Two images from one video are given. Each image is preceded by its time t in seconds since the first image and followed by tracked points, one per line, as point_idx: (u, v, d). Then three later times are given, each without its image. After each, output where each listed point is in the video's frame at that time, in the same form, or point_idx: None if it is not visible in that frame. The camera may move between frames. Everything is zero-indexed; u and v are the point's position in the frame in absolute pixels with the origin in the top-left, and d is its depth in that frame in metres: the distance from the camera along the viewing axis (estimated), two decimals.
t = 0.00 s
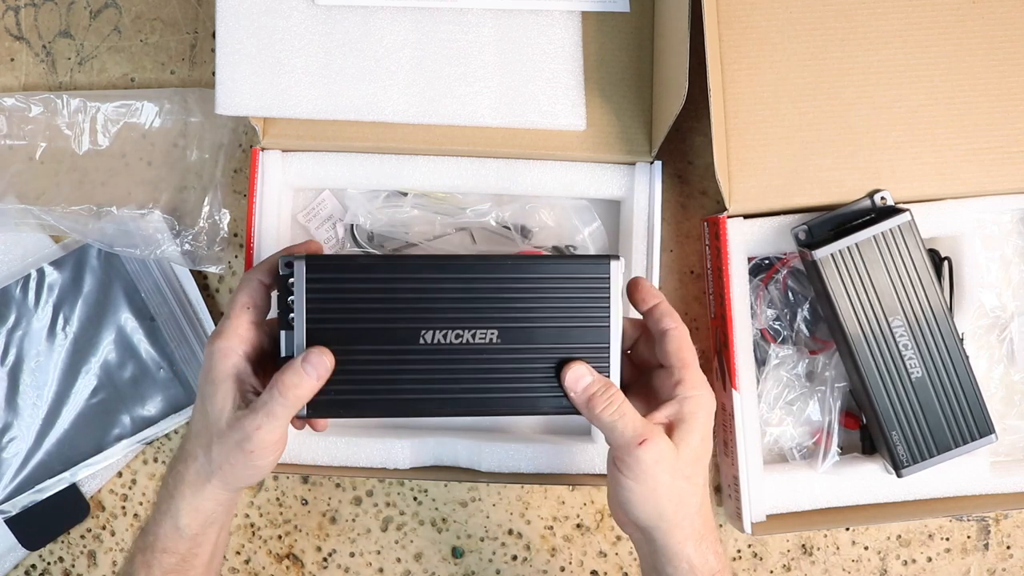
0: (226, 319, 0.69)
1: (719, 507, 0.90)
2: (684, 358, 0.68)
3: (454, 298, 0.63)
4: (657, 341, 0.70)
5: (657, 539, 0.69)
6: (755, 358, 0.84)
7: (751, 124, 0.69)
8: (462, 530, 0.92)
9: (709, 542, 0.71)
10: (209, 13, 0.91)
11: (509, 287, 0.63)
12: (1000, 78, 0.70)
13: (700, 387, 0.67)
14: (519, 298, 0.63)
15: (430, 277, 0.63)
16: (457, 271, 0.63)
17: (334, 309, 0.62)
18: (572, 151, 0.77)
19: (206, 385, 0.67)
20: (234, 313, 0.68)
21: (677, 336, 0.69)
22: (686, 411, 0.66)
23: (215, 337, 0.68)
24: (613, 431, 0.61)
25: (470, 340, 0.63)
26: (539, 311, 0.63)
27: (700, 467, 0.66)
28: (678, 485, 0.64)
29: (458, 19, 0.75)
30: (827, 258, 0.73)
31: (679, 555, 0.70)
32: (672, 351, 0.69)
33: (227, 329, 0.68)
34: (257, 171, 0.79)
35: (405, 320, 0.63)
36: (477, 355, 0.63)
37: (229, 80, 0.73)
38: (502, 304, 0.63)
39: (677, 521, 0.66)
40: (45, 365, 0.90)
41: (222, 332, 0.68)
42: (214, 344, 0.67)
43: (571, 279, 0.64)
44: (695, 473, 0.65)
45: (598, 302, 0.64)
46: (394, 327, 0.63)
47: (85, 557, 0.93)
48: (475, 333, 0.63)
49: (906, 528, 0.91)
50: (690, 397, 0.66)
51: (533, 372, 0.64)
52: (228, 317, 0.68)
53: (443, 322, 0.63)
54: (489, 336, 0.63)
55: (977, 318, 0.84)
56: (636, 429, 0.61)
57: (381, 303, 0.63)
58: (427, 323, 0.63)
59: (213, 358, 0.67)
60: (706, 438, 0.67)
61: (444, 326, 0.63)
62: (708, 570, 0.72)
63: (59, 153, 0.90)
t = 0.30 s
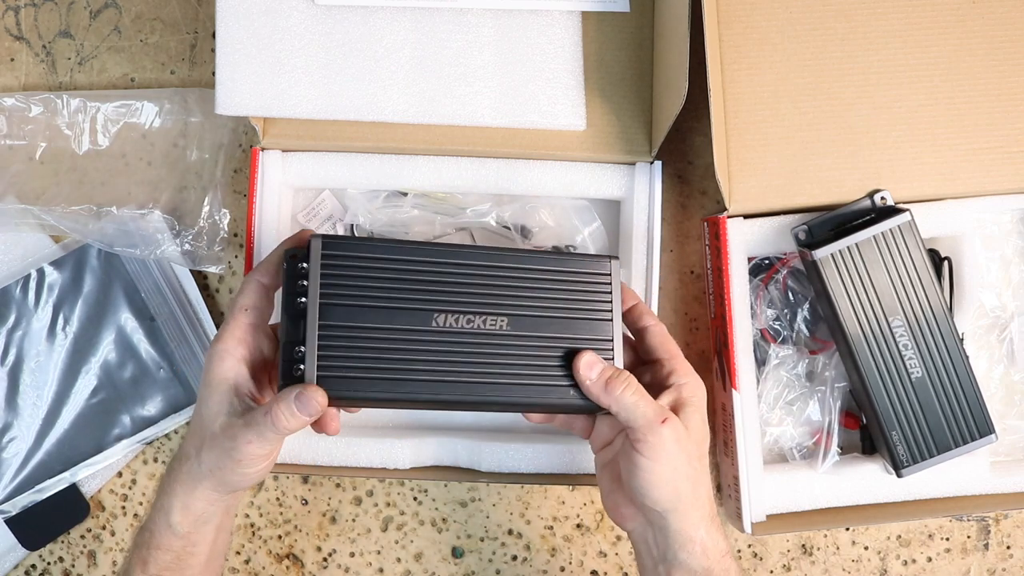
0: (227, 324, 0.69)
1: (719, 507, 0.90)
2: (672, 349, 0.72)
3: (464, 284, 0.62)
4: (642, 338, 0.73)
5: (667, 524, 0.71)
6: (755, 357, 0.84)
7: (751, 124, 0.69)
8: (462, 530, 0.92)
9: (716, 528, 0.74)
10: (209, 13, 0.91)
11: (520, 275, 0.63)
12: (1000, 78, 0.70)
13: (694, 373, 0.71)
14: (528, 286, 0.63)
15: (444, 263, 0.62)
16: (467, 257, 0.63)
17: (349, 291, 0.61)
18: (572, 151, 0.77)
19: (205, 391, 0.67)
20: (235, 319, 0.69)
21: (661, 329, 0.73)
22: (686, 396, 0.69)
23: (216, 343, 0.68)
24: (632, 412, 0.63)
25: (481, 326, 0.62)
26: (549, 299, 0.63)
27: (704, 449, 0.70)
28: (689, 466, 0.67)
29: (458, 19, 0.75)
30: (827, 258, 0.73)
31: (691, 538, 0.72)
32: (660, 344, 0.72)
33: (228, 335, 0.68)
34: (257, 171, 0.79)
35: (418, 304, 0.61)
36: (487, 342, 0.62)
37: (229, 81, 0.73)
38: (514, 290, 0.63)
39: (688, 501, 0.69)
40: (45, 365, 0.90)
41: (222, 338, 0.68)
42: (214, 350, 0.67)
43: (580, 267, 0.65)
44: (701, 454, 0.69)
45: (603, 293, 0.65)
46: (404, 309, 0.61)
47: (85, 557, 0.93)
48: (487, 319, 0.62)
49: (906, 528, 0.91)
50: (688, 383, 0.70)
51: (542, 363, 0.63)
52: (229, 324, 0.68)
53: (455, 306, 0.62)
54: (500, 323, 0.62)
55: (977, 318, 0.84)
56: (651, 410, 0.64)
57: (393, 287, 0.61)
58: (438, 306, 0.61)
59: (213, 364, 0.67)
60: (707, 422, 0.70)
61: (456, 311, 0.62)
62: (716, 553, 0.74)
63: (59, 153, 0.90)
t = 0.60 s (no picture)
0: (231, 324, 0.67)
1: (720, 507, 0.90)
2: (694, 361, 0.69)
3: (461, 295, 0.62)
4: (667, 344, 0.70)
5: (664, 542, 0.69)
6: (755, 357, 0.84)
7: (751, 124, 0.69)
8: (462, 530, 0.92)
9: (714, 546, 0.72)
10: (209, 13, 0.91)
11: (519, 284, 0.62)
12: (1000, 78, 0.70)
13: (710, 390, 0.68)
14: (527, 296, 0.62)
15: (441, 271, 0.62)
16: (466, 267, 0.62)
17: (343, 301, 0.63)
18: (572, 151, 0.77)
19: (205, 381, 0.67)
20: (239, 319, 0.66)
21: (685, 337, 0.70)
22: (696, 415, 0.67)
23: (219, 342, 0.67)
24: (630, 434, 0.61)
25: (476, 336, 0.62)
26: (547, 308, 0.62)
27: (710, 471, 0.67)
28: (690, 488, 0.65)
29: (458, 19, 0.75)
30: (827, 258, 0.73)
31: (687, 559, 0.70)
32: (682, 352, 0.69)
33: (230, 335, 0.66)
34: (257, 171, 0.79)
35: (412, 314, 0.62)
36: (481, 351, 0.63)
37: (229, 81, 0.73)
38: (512, 300, 0.62)
39: (685, 522, 0.67)
40: (45, 365, 0.90)
41: (225, 338, 0.66)
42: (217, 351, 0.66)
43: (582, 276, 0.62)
44: (704, 476, 0.66)
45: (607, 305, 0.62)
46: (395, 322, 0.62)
47: (85, 557, 0.93)
48: (482, 329, 0.62)
49: (906, 528, 0.91)
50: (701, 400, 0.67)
51: (539, 372, 0.63)
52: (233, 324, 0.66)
53: (450, 316, 0.62)
54: (495, 334, 0.62)
55: (977, 318, 0.84)
56: (650, 431, 0.62)
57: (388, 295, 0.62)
58: (434, 317, 0.62)
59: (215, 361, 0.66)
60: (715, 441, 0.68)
61: (450, 322, 0.62)
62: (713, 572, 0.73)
63: (59, 153, 0.90)
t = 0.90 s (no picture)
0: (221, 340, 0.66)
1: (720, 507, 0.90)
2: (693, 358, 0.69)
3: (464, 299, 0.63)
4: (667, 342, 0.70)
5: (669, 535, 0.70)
6: (755, 358, 0.84)
7: (751, 124, 0.69)
8: (462, 530, 0.92)
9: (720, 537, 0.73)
10: (209, 13, 0.91)
11: (516, 287, 0.63)
12: (1000, 78, 0.70)
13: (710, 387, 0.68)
14: (531, 301, 0.63)
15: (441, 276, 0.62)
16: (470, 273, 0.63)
17: (345, 311, 0.62)
18: (572, 151, 0.77)
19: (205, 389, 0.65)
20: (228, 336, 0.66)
21: (683, 334, 0.70)
22: (697, 412, 0.67)
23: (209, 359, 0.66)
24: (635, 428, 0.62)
25: (480, 342, 0.63)
26: (546, 311, 0.63)
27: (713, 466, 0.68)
28: (695, 482, 0.66)
29: (458, 19, 0.75)
30: (826, 258, 0.73)
31: (691, 553, 0.71)
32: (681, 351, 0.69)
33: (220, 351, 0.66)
34: (257, 171, 0.79)
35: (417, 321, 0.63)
36: (485, 357, 0.63)
37: (229, 81, 0.73)
38: (514, 304, 0.63)
39: (694, 516, 0.68)
40: (45, 365, 0.90)
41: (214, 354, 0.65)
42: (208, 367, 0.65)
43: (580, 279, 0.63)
44: (709, 471, 0.67)
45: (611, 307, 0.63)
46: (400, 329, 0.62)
47: (85, 557, 0.93)
48: (486, 334, 0.63)
49: (906, 528, 0.91)
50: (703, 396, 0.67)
51: (544, 376, 0.63)
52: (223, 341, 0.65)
53: (454, 322, 0.63)
54: (499, 338, 0.63)
55: (977, 318, 0.84)
56: (654, 428, 0.63)
57: (392, 301, 0.62)
58: (437, 324, 0.63)
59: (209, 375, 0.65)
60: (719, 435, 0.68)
61: (452, 328, 0.63)
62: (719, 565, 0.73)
63: (59, 153, 0.90)
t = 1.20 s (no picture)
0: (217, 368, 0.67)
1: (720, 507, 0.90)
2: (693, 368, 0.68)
3: (456, 329, 0.64)
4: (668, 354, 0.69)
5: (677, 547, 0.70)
6: (755, 358, 0.84)
7: (751, 124, 0.69)
8: (462, 530, 0.92)
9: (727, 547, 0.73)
10: (209, 13, 0.91)
11: (509, 315, 0.64)
12: (999, 78, 0.70)
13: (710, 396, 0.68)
14: (523, 329, 0.63)
15: (432, 309, 0.64)
16: (462, 303, 0.64)
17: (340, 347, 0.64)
18: (572, 151, 0.77)
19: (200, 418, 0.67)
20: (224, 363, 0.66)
21: (683, 345, 0.69)
22: (698, 422, 0.67)
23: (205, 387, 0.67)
24: (635, 447, 0.62)
25: (475, 370, 0.64)
26: (539, 340, 0.64)
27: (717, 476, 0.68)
28: (699, 496, 0.66)
29: (458, 19, 0.75)
30: (826, 258, 0.73)
31: (700, 563, 0.71)
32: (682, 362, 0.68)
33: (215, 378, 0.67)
34: (257, 171, 0.78)
35: (412, 352, 0.64)
36: (480, 386, 0.64)
37: (229, 81, 0.73)
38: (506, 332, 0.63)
39: (700, 528, 0.68)
40: (45, 365, 0.90)
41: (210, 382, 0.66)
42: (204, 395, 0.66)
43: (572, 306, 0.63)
44: (712, 482, 0.67)
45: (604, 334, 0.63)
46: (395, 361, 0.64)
47: (85, 557, 0.93)
48: (481, 363, 0.64)
49: (906, 528, 0.91)
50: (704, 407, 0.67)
51: (539, 404, 0.64)
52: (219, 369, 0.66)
53: (448, 353, 0.64)
54: (494, 367, 0.64)
55: (976, 318, 0.84)
56: (654, 444, 0.62)
57: (387, 333, 0.64)
58: (432, 355, 0.64)
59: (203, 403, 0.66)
60: (720, 447, 0.68)
61: (449, 358, 0.64)
62: None
63: (59, 153, 0.90)
